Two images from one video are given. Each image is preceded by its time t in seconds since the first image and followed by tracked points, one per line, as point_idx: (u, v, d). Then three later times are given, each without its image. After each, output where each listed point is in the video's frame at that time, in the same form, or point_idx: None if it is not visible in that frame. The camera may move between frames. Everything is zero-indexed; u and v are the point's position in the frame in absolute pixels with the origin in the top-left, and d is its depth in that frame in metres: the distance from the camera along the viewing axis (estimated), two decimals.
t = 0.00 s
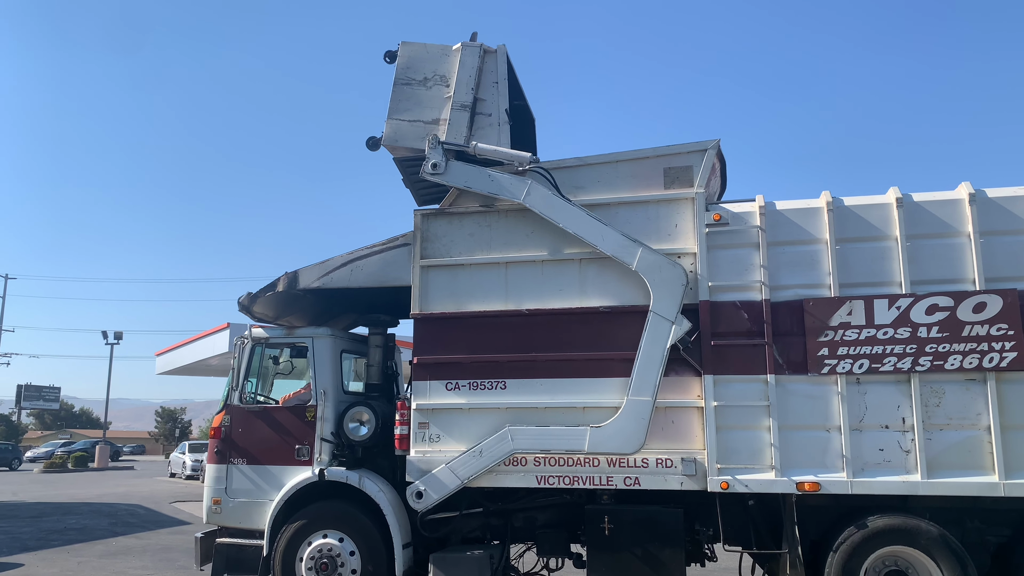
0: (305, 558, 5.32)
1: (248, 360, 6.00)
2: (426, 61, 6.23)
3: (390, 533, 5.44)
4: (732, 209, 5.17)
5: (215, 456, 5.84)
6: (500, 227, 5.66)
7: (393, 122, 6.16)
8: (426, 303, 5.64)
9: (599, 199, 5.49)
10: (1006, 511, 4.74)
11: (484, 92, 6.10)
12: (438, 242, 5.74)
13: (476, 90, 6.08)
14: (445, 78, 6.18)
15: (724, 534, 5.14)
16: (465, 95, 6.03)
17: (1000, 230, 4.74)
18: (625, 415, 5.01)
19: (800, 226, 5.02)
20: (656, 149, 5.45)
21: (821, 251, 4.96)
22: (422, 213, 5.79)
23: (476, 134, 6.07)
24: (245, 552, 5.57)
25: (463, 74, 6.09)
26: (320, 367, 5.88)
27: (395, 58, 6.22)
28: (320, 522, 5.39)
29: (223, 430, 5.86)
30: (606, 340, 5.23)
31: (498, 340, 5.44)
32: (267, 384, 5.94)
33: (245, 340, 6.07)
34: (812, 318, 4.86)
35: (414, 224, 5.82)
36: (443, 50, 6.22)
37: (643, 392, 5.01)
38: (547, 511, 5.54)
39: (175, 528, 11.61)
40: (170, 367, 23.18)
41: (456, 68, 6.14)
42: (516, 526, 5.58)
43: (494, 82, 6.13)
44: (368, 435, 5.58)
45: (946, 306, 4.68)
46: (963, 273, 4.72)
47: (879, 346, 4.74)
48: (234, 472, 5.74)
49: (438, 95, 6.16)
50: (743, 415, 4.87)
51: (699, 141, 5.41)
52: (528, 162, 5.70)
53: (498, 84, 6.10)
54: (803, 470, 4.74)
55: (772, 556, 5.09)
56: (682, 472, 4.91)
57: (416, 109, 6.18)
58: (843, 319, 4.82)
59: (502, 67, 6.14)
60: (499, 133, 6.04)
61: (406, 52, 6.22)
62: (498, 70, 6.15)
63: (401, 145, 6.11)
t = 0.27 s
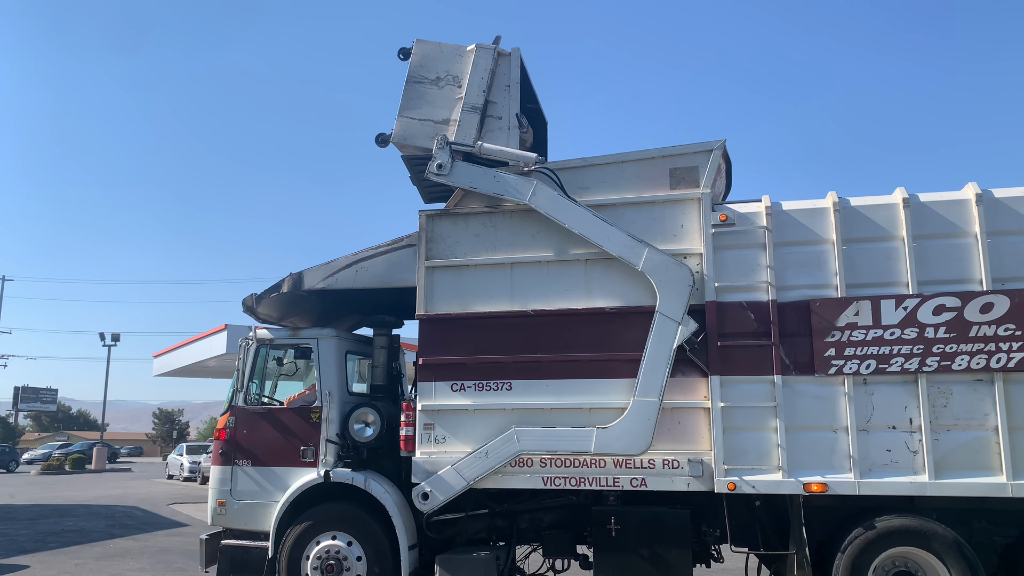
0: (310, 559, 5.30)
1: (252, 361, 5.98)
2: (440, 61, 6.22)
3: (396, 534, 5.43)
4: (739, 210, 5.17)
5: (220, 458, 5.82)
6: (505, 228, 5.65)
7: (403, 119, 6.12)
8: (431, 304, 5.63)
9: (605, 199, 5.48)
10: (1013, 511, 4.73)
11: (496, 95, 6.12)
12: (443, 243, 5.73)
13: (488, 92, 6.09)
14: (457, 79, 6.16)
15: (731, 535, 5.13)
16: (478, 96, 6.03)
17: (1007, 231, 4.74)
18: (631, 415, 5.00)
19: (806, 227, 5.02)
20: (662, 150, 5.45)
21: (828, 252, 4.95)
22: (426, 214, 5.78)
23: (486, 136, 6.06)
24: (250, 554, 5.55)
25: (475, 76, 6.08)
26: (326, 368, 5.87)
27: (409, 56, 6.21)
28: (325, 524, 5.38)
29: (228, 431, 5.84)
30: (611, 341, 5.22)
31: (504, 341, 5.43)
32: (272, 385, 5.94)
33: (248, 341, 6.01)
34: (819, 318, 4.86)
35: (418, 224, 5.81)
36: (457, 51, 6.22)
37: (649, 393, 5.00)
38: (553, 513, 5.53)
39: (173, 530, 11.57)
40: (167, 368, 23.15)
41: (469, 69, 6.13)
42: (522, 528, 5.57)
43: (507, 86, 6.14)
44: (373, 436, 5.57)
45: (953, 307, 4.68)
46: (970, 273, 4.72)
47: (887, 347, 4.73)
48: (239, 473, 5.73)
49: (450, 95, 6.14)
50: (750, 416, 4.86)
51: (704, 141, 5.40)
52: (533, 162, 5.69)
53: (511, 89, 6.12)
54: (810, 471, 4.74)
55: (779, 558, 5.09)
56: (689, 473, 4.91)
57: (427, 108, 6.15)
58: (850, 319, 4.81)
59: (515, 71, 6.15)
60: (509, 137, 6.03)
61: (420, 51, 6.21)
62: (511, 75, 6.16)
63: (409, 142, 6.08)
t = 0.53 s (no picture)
0: (316, 558, 5.29)
1: (258, 361, 5.97)
2: (457, 58, 6.21)
3: (402, 534, 5.42)
4: (746, 209, 5.16)
5: (225, 457, 5.81)
6: (511, 227, 5.64)
7: (414, 112, 6.12)
8: (437, 303, 5.62)
9: (612, 198, 5.47)
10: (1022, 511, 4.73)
11: (509, 99, 6.12)
12: (449, 242, 5.72)
13: (501, 94, 6.08)
14: (473, 78, 6.14)
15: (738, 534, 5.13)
16: (491, 98, 6.02)
17: (1015, 230, 4.74)
18: (637, 415, 5.00)
19: (814, 226, 5.01)
20: (668, 149, 5.44)
21: (835, 251, 4.95)
22: (432, 213, 5.77)
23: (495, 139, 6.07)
24: (256, 553, 5.54)
25: (491, 77, 6.07)
26: (331, 367, 5.86)
27: (427, 50, 6.19)
28: (332, 523, 5.37)
29: (233, 431, 5.83)
30: (618, 340, 5.22)
31: (510, 340, 5.42)
32: (277, 384, 5.93)
33: (255, 340, 6.01)
34: (827, 317, 4.85)
35: (424, 223, 5.80)
36: (476, 50, 6.20)
37: (656, 393, 4.99)
38: (559, 512, 5.52)
39: (171, 529, 11.54)
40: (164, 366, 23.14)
41: (485, 69, 6.12)
42: (528, 527, 5.56)
43: (520, 91, 6.14)
44: (379, 435, 5.56)
45: (962, 306, 4.67)
46: (978, 272, 4.72)
47: (895, 346, 4.73)
48: (245, 473, 5.72)
49: (464, 93, 6.12)
50: (758, 415, 4.85)
51: (711, 141, 5.40)
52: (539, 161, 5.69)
53: (525, 94, 6.12)
54: (818, 471, 4.73)
55: (786, 557, 5.09)
56: (696, 472, 4.90)
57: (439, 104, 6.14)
58: (858, 319, 4.81)
59: (531, 77, 6.15)
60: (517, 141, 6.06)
61: (439, 45, 6.20)
62: (526, 80, 6.16)
63: (419, 137, 6.08)
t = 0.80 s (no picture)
0: (314, 557, 5.27)
1: (255, 358, 5.94)
2: (480, 55, 6.22)
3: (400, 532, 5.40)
4: (746, 209, 5.17)
5: (222, 455, 5.77)
6: (511, 225, 5.62)
7: (428, 101, 6.18)
8: (436, 301, 5.60)
9: (612, 197, 5.47)
10: (1018, 510, 4.76)
11: (521, 108, 6.18)
12: (448, 240, 5.70)
13: (515, 101, 6.13)
14: (491, 79, 6.16)
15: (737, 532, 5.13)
16: (505, 103, 6.05)
17: (1013, 232, 4.77)
18: (637, 414, 5.00)
19: (813, 226, 5.03)
20: (669, 148, 5.45)
21: (835, 251, 4.97)
22: (431, 210, 5.75)
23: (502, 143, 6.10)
24: (252, 552, 5.51)
25: (508, 81, 6.10)
26: (329, 364, 5.83)
27: (452, 41, 6.22)
28: (329, 522, 5.34)
29: (230, 428, 5.79)
30: (618, 339, 5.22)
31: (510, 338, 5.41)
32: (274, 381, 5.90)
33: (252, 337, 5.98)
34: (826, 317, 4.87)
35: (423, 221, 5.78)
36: (500, 51, 6.21)
37: (656, 391, 4.99)
38: (557, 510, 5.51)
39: (161, 527, 11.45)
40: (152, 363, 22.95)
41: (504, 72, 6.14)
42: (526, 526, 5.55)
43: (535, 101, 6.20)
44: (377, 434, 5.53)
45: (961, 306, 4.70)
46: (977, 273, 4.74)
47: (894, 346, 4.75)
48: (241, 471, 5.68)
49: (479, 92, 6.15)
50: (757, 414, 4.86)
51: (711, 141, 5.41)
52: (540, 160, 5.68)
53: (537, 105, 6.20)
54: (817, 470, 4.75)
55: (784, 556, 5.11)
56: (696, 471, 4.90)
57: (454, 100, 6.18)
58: (857, 318, 4.83)
59: (547, 89, 6.25)
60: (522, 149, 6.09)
61: (464, 38, 6.21)
62: (542, 92, 6.24)
63: (428, 127, 6.15)
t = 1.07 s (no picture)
0: (291, 554, 5.21)
1: (233, 353, 5.87)
2: (488, 56, 6.14)
3: (379, 530, 5.36)
4: (727, 208, 5.19)
5: (198, 451, 5.69)
6: (494, 222, 5.60)
7: (428, 90, 6.12)
8: (418, 297, 5.56)
9: (595, 195, 5.47)
10: (990, 507, 4.83)
11: (517, 119, 6.08)
12: (430, 236, 5.66)
13: (512, 110, 6.03)
14: (493, 83, 6.08)
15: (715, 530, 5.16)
16: (501, 110, 5.97)
17: (989, 233, 4.83)
18: (617, 412, 5.00)
19: (794, 225, 5.06)
20: (652, 146, 5.45)
21: (815, 250, 5.00)
22: (414, 206, 5.71)
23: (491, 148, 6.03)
24: (229, 549, 5.44)
25: (508, 90, 6.01)
26: (308, 360, 5.77)
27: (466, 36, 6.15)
28: (307, 519, 5.28)
29: (207, 424, 5.71)
30: (599, 336, 5.21)
31: (491, 335, 5.39)
32: (252, 377, 5.82)
33: (231, 332, 5.90)
34: (805, 316, 4.90)
35: (405, 216, 5.74)
36: (509, 57, 6.12)
37: (637, 389, 5.00)
38: (537, 508, 5.50)
39: (134, 525, 11.27)
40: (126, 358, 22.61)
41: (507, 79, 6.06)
42: (506, 523, 5.53)
43: (531, 115, 6.10)
44: (357, 430, 5.48)
45: (937, 307, 4.75)
46: (953, 274, 4.80)
47: (871, 345, 4.79)
48: (218, 467, 5.61)
49: (478, 94, 6.08)
50: (737, 412, 4.89)
51: (694, 139, 5.42)
52: (523, 156, 5.67)
53: (532, 120, 6.09)
54: (795, 468, 4.78)
55: (762, 553, 5.14)
56: (675, 469, 4.92)
57: (452, 96, 6.11)
58: (836, 318, 4.86)
59: (547, 107, 6.13)
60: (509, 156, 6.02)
61: (478, 35, 6.13)
62: (541, 108, 6.13)
63: (423, 116, 6.11)
